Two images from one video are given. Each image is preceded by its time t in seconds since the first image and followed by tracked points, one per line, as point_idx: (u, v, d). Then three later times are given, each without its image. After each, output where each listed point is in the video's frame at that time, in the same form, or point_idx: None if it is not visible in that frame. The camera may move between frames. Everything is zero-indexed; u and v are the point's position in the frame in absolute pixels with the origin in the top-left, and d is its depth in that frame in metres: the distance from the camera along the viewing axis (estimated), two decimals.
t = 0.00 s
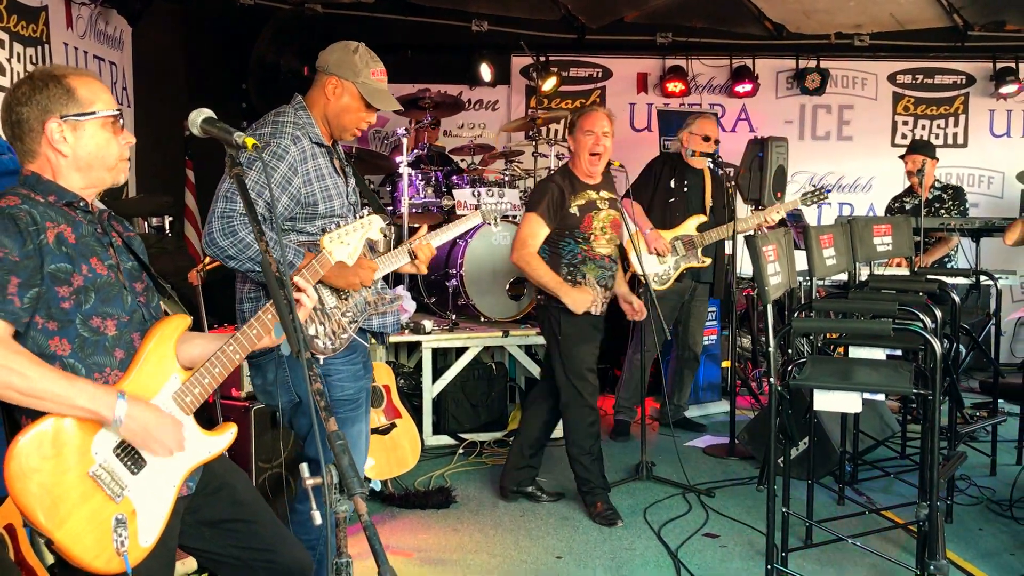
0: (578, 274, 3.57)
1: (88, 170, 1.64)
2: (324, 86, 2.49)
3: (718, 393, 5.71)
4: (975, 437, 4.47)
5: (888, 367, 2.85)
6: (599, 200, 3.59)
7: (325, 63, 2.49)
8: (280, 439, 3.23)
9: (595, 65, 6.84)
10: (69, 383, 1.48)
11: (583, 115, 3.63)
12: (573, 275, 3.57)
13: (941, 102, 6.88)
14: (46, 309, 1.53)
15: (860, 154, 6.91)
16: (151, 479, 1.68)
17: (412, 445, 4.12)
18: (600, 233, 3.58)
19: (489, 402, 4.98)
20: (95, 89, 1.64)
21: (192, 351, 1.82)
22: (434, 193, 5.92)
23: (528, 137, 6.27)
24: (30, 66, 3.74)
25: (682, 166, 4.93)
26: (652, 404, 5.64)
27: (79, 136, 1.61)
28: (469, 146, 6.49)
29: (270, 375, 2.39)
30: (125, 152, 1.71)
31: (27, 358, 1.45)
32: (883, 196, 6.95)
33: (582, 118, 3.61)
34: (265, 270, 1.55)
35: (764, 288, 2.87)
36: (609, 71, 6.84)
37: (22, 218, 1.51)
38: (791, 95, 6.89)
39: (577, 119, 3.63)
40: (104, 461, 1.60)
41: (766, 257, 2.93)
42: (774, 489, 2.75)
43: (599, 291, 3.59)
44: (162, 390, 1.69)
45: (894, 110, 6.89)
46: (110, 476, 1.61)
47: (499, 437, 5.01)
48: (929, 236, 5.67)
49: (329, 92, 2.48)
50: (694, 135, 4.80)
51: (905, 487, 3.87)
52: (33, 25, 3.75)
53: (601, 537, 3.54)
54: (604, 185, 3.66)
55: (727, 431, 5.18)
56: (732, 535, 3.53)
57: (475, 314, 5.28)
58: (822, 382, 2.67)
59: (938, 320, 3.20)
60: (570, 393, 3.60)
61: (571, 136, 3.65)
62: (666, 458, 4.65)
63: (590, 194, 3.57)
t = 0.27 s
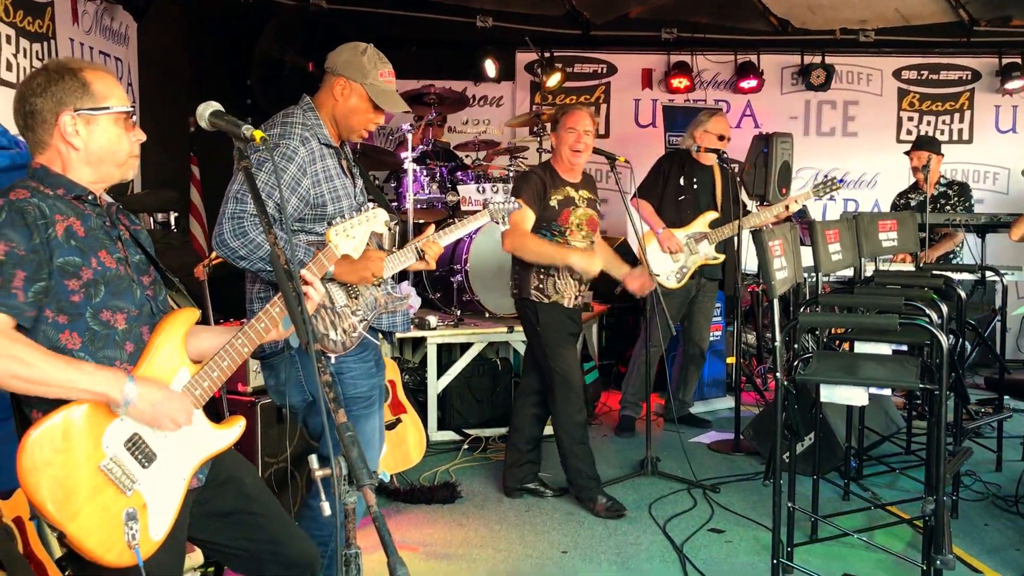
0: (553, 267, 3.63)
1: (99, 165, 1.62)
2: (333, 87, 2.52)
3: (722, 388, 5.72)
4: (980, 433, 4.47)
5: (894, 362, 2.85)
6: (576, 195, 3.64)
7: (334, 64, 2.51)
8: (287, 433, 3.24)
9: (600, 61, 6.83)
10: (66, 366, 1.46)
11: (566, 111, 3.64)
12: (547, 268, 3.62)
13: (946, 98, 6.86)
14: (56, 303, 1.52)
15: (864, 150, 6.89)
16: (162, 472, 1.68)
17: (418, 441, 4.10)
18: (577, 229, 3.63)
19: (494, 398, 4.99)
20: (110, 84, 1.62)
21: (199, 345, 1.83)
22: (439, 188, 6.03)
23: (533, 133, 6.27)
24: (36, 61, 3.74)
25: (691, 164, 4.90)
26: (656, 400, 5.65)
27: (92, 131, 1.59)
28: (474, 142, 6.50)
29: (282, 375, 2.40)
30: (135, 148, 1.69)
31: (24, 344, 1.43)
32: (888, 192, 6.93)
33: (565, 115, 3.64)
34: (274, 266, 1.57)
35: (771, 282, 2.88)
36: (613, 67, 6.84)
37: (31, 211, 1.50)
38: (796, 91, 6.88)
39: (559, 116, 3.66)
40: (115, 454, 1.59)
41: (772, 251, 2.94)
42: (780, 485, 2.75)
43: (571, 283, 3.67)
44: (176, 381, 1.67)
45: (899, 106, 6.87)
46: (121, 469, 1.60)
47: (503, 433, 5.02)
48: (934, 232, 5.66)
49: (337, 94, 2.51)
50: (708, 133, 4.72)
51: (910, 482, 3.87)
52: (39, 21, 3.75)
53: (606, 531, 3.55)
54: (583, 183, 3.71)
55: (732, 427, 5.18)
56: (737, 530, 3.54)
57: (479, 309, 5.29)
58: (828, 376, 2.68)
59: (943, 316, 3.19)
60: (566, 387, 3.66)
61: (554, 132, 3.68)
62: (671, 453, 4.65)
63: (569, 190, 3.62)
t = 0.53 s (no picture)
0: (550, 254, 3.69)
1: (119, 154, 1.61)
2: (348, 80, 2.52)
3: (737, 381, 5.71)
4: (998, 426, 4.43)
5: (913, 353, 2.82)
6: (571, 181, 3.75)
7: (349, 57, 2.51)
8: (302, 424, 3.27)
9: (614, 53, 6.78)
10: (80, 354, 1.41)
11: (566, 100, 3.70)
12: (545, 255, 3.69)
13: (964, 90, 6.79)
14: (72, 292, 1.49)
15: (880, 143, 6.84)
16: (181, 459, 1.58)
17: (434, 430, 4.11)
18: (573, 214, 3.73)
19: (508, 390, 5.00)
20: (130, 74, 1.61)
21: (218, 336, 1.78)
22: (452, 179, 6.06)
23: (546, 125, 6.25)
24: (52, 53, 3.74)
25: (707, 156, 4.85)
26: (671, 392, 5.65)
27: (111, 119, 1.58)
28: (488, 134, 6.49)
29: (302, 367, 2.43)
30: (152, 138, 1.69)
31: (38, 332, 1.39)
32: (904, 184, 6.87)
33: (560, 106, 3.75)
34: (292, 254, 1.57)
35: (788, 272, 2.86)
36: (627, 59, 6.78)
37: (47, 200, 1.47)
38: (811, 83, 6.82)
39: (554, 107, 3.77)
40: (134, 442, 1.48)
41: (790, 241, 2.93)
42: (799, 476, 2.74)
43: (570, 269, 3.73)
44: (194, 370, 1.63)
45: (915, 98, 6.80)
46: (140, 457, 1.50)
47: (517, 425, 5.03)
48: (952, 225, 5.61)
49: (352, 86, 2.51)
50: (724, 126, 4.64)
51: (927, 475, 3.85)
52: (55, 13, 3.71)
53: (621, 523, 3.55)
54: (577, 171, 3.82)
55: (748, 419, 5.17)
56: (753, 522, 3.53)
57: (493, 302, 5.29)
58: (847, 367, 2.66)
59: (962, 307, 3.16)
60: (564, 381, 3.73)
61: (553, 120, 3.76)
62: (686, 446, 4.64)
63: (565, 176, 3.73)
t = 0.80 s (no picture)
0: (570, 241, 3.68)
1: (151, 141, 1.56)
2: (372, 68, 2.51)
3: (764, 370, 5.66)
4: None
5: (947, 342, 2.76)
6: (590, 165, 3.70)
7: (372, 43, 2.50)
8: (329, 413, 3.28)
9: (640, 40, 6.71)
10: (114, 340, 1.41)
11: (582, 86, 3.70)
12: (564, 244, 3.67)
13: (997, 75, 6.64)
14: (102, 275, 1.46)
15: (911, 130, 6.71)
16: (211, 447, 1.57)
17: (460, 417, 4.06)
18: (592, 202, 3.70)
19: (533, 379, 5.00)
20: (165, 60, 1.57)
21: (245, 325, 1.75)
22: (478, 168, 6.09)
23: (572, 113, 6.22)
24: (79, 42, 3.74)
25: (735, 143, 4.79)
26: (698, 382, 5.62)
27: (146, 106, 1.54)
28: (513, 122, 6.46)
29: (330, 356, 2.43)
30: (185, 127, 1.64)
31: (69, 315, 1.38)
32: (934, 172, 6.75)
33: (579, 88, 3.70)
34: (323, 238, 1.57)
35: (820, 260, 2.82)
36: (653, 46, 6.72)
37: (79, 183, 1.43)
38: (840, 70, 6.71)
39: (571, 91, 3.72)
40: (163, 427, 1.49)
41: (822, 228, 2.87)
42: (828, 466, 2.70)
43: (593, 256, 3.70)
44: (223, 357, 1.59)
45: (947, 84, 6.67)
46: (170, 443, 1.50)
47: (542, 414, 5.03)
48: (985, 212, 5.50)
49: (376, 73, 2.50)
50: (750, 115, 4.59)
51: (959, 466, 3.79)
52: (83, 2, 3.71)
53: (647, 513, 3.54)
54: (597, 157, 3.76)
55: (775, 409, 5.12)
56: (781, 512, 3.50)
57: (518, 291, 5.28)
58: (876, 355, 2.65)
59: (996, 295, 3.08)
60: (580, 375, 3.74)
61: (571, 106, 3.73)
62: (713, 435, 4.61)
63: (586, 163, 3.68)
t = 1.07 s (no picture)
0: (602, 229, 3.64)
1: (189, 129, 1.56)
2: (403, 61, 2.50)
3: (802, 359, 5.57)
4: None
5: (993, 329, 2.68)
6: (620, 152, 3.66)
7: (405, 36, 2.50)
8: (365, 400, 3.29)
9: (675, 25, 6.62)
10: (161, 331, 1.40)
11: (611, 71, 3.64)
12: (597, 231, 3.64)
13: None
14: (141, 263, 1.44)
15: (953, 113, 6.54)
16: (248, 433, 1.56)
17: (494, 407, 4.03)
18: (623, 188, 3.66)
19: (568, 368, 4.98)
20: (206, 50, 1.57)
21: (283, 311, 1.74)
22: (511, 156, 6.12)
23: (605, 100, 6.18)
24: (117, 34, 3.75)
25: (766, 130, 4.64)
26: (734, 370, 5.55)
27: (185, 94, 1.54)
28: (547, 109, 6.41)
29: (366, 347, 2.44)
30: (224, 117, 1.64)
31: (120, 306, 1.38)
32: (977, 157, 6.58)
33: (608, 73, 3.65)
34: (359, 225, 1.56)
35: (860, 246, 2.76)
36: (689, 31, 6.62)
37: (119, 170, 1.42)
38: (879, 53, 6.55)
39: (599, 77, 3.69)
40: (201, 413, 1.49)
41: (862, 213, 2.80)
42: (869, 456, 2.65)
43: (626, 243, 3.66)
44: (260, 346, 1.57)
45: (990, 66, 6.49)
46: (207, 429, 1.50)
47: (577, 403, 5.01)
48: None
49: (408, 66, 2.49)
50: (780, 101, 4.49)
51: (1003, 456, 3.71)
52: None
53: (684, 502, 3.51)
54: (627, 144, 3.72)
55: (813, 398, 5.04)
56: (819, 501, 3.45)
57: (552, 279, 5.26)
58: (920, 342, 2.59)
59: None
60: (617, 363, 3.70)
61: (597, 93, 3.70)
62: (750, 424, 4.56)
63: (614, 149, 3.64)
